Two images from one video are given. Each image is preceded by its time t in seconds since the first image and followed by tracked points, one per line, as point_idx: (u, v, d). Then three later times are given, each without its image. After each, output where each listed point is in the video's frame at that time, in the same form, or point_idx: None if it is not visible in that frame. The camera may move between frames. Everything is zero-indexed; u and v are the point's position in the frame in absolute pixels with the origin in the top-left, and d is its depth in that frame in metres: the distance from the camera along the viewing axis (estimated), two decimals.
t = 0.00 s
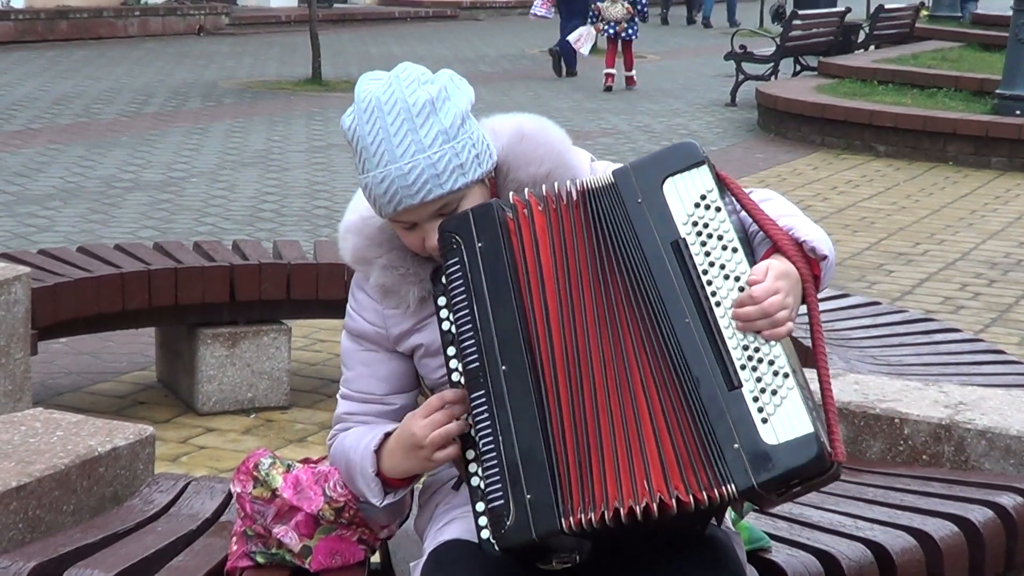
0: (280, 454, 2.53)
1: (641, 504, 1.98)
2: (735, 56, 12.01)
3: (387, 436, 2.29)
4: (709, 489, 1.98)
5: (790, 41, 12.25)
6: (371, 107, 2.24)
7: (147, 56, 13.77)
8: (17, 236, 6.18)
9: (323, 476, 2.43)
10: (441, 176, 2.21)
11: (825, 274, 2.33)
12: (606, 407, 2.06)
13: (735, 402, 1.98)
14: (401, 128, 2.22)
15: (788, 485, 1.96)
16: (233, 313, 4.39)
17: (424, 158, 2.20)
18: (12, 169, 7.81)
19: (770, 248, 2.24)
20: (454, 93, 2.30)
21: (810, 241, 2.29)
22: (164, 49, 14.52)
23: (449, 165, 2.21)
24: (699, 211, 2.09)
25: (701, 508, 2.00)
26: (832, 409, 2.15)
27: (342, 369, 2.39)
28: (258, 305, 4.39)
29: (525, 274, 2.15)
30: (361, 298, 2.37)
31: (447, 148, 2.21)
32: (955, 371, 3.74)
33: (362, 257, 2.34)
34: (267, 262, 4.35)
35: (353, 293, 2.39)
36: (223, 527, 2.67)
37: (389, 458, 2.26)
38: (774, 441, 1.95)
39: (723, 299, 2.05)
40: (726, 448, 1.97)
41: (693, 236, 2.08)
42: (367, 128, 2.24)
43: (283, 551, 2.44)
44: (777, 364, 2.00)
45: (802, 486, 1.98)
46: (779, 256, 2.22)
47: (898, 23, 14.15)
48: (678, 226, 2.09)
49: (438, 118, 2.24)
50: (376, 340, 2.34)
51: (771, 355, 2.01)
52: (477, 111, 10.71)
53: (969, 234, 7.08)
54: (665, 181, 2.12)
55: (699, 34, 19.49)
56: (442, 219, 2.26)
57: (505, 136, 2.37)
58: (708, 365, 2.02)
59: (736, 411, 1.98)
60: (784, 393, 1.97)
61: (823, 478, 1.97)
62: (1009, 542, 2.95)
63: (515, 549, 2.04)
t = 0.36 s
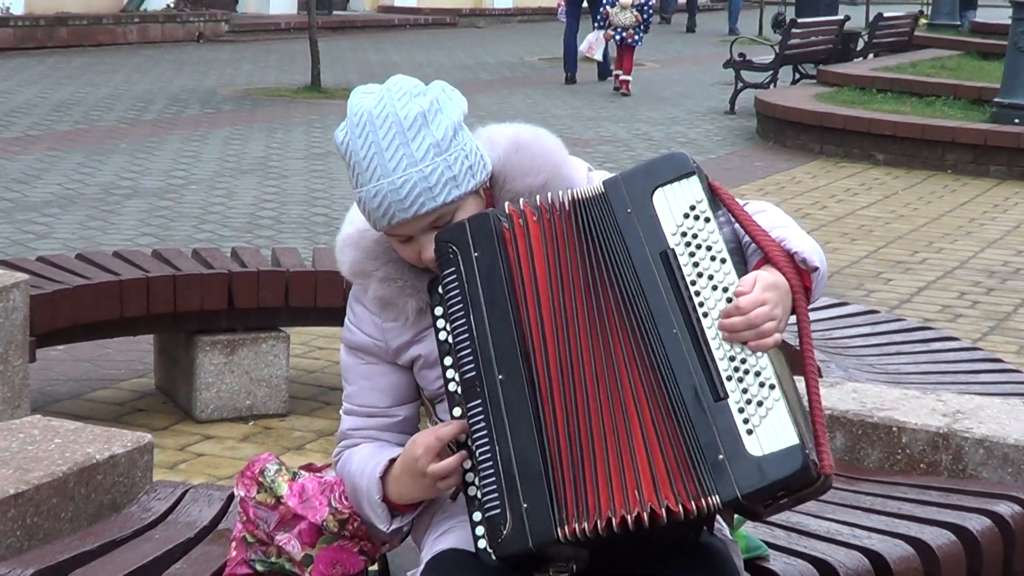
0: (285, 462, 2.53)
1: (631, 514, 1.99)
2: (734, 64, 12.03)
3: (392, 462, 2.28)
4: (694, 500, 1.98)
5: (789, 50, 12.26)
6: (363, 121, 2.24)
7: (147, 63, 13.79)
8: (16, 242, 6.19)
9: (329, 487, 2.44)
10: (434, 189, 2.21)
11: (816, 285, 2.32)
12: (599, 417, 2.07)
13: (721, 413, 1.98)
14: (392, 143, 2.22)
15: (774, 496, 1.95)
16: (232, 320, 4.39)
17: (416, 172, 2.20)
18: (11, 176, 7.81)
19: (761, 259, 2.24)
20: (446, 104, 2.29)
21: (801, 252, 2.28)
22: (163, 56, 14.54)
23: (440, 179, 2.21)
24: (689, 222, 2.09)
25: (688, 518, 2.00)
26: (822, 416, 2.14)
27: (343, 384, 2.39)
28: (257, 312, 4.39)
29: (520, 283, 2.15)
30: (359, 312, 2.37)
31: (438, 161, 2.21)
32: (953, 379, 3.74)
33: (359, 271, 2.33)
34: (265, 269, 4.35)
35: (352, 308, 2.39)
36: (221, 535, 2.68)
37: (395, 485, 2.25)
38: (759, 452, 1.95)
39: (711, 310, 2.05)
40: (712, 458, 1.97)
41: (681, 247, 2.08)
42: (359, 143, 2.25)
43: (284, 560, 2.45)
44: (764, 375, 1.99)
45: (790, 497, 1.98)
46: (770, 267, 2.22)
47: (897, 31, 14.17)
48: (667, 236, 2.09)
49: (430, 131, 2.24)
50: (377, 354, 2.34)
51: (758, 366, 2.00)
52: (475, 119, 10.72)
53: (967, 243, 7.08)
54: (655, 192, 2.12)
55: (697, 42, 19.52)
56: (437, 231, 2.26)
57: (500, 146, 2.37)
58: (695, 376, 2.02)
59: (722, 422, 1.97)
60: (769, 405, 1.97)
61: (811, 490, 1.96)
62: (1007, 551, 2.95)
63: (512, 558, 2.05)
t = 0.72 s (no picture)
0: (277, 470, 2.54)
1: (624, 516, 2.01)
2: (733, 66, 12.03)
3: (384, 459, 2.26)
4: (677, 503, 1.98)
5: (788, 51, 12.26)
6: (366, 123, 2.24)
7: (146, 65, 13.79)
8: (15, 244, 6.19)
9: (307, 495, 2.42)
10: (439, 190, 2.20)
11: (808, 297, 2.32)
12: (597, 419, 2.07)
13: (708, 418, 1.99)
14: (396, 145, 2.22)
15: (758, 504, 1.96)
16: (231, 322, 4.39)
17: (421, 174, 2.20)
18: (10, 178, 7.80)
19: (752, 268, 2.24)
20: (448, 105, 2.29)
21: (794, 262, 2.28)
22: (162, 58, 14.53)
23: (446, 181, 2.21)
24: (684, 227, 2.09)
25: (675, 520, 2.01)
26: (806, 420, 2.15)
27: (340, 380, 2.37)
28: (257, 314, 4.40)
29: (523, 282, 2.15)
30: (361, 310, 2.36)
31: (443, 163, 2.21)
32: (953, 381, 3.74)
33: (363, 270, 2.33)
34: (265, 270, 4.35)
35: (352, 307, 2.38)
36: (221, 536, 2.67)
37: (386, 482, 2.23)
38: (743, 458, 1.96)
39: (701, 314, 2.05)
40: (697, 463, 1.97)
41: (676, 252, 2.08)
42: (362, 146, 2.24)
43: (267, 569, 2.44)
44: (751, 383, 2.00)
45: (772, 505, 1.99)
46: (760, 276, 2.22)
47: (896, 33, 14.17)
48: (661, 241, 2.10)
49: (434, 132, 2.23)
50: (379, 352, 2.33)
51: (745, 374, 2.01)
52: (475, 121, 10.72)
53: (966, 244, 7.09)
54: (651, 196, 2.12)
55: (696, 44, 19.53)
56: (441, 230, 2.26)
57: (502, 144, 2.37)
58: (684, 380, 2.03)
59: (708, 427, 1.98)
60: (756, 411, 1.97)
61: (795, 498, 1.97)
62: (1007, 551, 2.95)
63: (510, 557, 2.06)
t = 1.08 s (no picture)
0: (289, 465, 2.50)
1: (616, 519, 2.00)
2: (734, 64, 12.03)
3: (388, 482, 2.26)
4: (659, 507, 1.97)
5: (789, 50, 12.26)
6: (361, 127, 2.23)
7: (146, 64, 13.79)
8: (15, 244, 6.18)
9: (325, 496, 2.40)
10: (437, 192, 2.20)
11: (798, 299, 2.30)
12: (588, 422, 2.06)
13: (693, 423, 1.96)
14: (393, 148, 2.21)
15: (743, 507, 1.94)
16: (232, 321, 4.39)
17: (419, 176, 2.19)
18: (10, 177, 7.80)
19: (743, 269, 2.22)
20: (442, 107, 2.29)
21: (782, 266, 2.26)
22: (162, 58, 14.54)
23: (444, 183, 2.21)
24: (671, 230, 2.07)
25: (661, 524, 1.99)
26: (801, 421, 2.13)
27: (343, 400, 2.38)
28: (257, 313, 4.39)
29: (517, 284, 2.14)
30: (358, 322, 2.35)
31: (440, 165, 2.21)
32: (954, 379, 3.73)
33: (358, 280, 2.33)
34: (265, 270, 4.35)
35: (349, 321, 2.36)
36: (222, 536, 2.67)
37: (388, 506, 2.24)
38: (727, 463, 1.93)
39: (686, 317, 2.03)
40: (680, 467, 1.96)
41: (662, 255, 2.06)
42: (358, 150, 2.23)
43: (274, 564, 2.40)
44: (737, 387, 1.97)
45: (759, 509, 1.97)
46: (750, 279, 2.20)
47: (896, 32, 14.17)
48: (648, 243, 2.07)
49: (429, 134, 2.23)
50: (379, 365, 2.33)
51: (732, 377, 1.98)
52: (475, 120, 10.72)
53: (967, 243, 7.08)
54: (639, 197, 2.09)
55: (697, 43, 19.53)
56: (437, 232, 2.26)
57: (491, 146, 2.36)
58: (669, 383, 2.00)
59: (692, 431, 1.96)
60: (740, 416, 1.95)
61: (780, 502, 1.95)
62: (1009, 550, 2.95)
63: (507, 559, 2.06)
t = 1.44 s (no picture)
0: (297, 463, 2.49)
1: (608, 511, 1.99)
2: (735, 60, 12.03)
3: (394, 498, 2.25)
4: (643, 500, 1.96)
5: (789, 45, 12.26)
6: (348, 128, 2.23)
7: (147, 60, 13.79)
8: (16, 239, 6.18)
9: (328, 495, 2.38)
10: (425, 189, 2.20)
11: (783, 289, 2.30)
12: (580, 415, 2.05)
13: (676, 414, 1.95)
14: (379, 147, 2.21)
15: (727, 500, 1.91)
16: (232, 316, 4.38)
17: (407, 174, 2.19)
18: (11, 172, 7.80)
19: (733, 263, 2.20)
20: (429, 105, 2.29)
21: (768, 256, 2.25)
22: (163, 53, 14.53)
23: (431, 180, 2.20)
24: (655, 221, 2.06)
25: (652, 516, 1.98)
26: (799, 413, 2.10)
27: (342, 396, 2.38)
28: (257, 308, 4.39)
29: (511, 277, 2.14)
30: (355, 318, 2.35)
31: (426, 163, 2.21)
32: (955, 374, 3.73)
33: (354, 276, 2.33)
34: (266, 265, 4.34)
35: (346, 317, 2.37)
36: (222, 531, 2.67)
37: (395, 522, 2.23)
38: (711, 455, 1.91)
39: (670, 308, 2.02)
40: (663, 458, 1.94)
41: (647, 246, 2.05)
42: (346, 151, 2.23)
43: (276, 559, 2.40)
44: (721, 378, 1.95)
45: (746, 501, 1.94)
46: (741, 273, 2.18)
47: (897, 27, 14.16)
48: (633, 234, 2.06)
49: (415, 132, 2.23)
50: (378, 361, 2.33)
51: (716, 368, 1.96)
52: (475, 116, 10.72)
53: (967, 238, 7.08)
54: (623, 189, 2.09)
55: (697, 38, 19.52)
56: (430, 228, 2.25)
57: (484, 143, 2.36)
58: (653, 375, 2.00)
59: (675, 423, 1.95)
60: (723, 408, 1.93)
61: (766, 494, 1.92)
62: (1010, 545, 2.95)
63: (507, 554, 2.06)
